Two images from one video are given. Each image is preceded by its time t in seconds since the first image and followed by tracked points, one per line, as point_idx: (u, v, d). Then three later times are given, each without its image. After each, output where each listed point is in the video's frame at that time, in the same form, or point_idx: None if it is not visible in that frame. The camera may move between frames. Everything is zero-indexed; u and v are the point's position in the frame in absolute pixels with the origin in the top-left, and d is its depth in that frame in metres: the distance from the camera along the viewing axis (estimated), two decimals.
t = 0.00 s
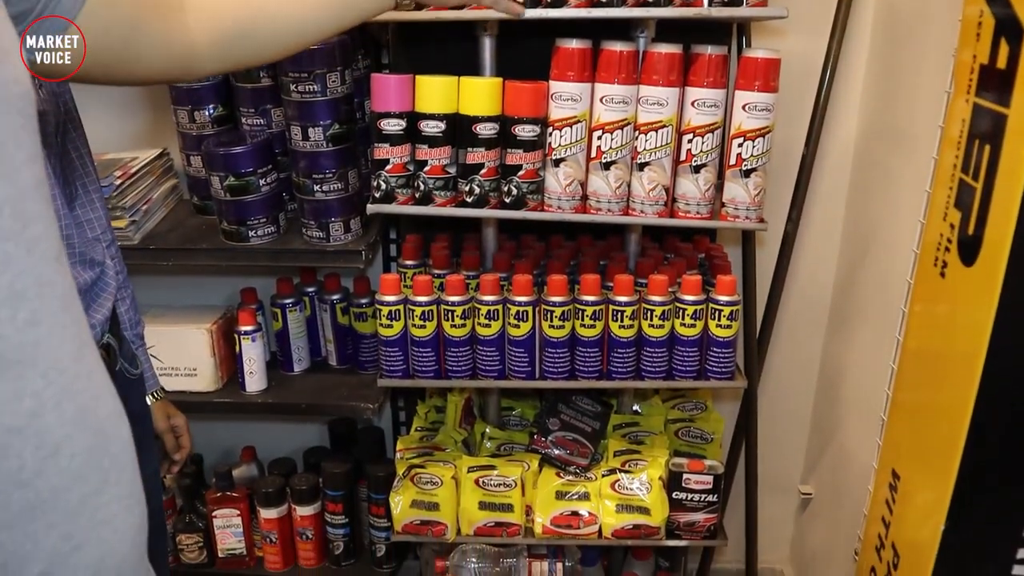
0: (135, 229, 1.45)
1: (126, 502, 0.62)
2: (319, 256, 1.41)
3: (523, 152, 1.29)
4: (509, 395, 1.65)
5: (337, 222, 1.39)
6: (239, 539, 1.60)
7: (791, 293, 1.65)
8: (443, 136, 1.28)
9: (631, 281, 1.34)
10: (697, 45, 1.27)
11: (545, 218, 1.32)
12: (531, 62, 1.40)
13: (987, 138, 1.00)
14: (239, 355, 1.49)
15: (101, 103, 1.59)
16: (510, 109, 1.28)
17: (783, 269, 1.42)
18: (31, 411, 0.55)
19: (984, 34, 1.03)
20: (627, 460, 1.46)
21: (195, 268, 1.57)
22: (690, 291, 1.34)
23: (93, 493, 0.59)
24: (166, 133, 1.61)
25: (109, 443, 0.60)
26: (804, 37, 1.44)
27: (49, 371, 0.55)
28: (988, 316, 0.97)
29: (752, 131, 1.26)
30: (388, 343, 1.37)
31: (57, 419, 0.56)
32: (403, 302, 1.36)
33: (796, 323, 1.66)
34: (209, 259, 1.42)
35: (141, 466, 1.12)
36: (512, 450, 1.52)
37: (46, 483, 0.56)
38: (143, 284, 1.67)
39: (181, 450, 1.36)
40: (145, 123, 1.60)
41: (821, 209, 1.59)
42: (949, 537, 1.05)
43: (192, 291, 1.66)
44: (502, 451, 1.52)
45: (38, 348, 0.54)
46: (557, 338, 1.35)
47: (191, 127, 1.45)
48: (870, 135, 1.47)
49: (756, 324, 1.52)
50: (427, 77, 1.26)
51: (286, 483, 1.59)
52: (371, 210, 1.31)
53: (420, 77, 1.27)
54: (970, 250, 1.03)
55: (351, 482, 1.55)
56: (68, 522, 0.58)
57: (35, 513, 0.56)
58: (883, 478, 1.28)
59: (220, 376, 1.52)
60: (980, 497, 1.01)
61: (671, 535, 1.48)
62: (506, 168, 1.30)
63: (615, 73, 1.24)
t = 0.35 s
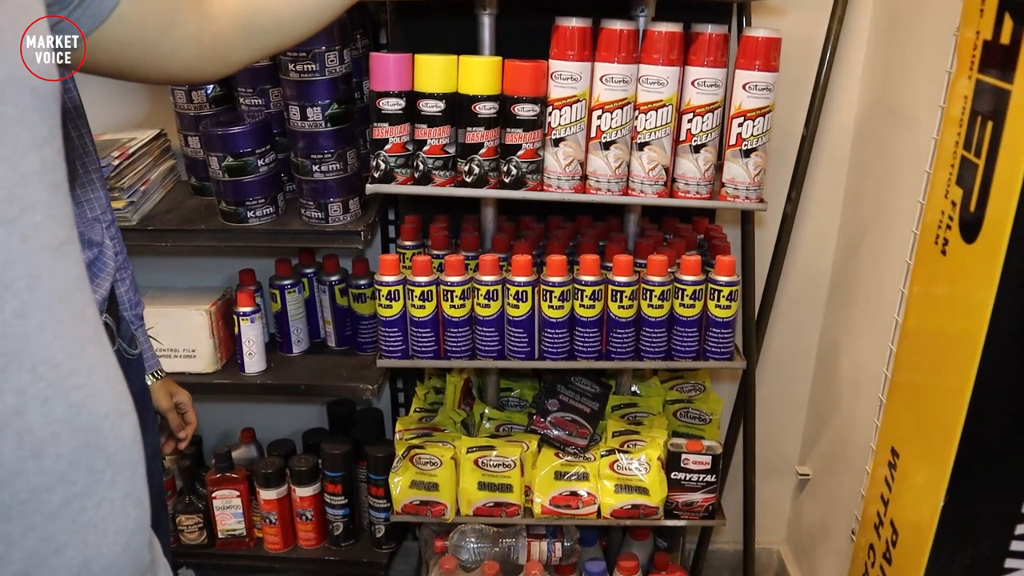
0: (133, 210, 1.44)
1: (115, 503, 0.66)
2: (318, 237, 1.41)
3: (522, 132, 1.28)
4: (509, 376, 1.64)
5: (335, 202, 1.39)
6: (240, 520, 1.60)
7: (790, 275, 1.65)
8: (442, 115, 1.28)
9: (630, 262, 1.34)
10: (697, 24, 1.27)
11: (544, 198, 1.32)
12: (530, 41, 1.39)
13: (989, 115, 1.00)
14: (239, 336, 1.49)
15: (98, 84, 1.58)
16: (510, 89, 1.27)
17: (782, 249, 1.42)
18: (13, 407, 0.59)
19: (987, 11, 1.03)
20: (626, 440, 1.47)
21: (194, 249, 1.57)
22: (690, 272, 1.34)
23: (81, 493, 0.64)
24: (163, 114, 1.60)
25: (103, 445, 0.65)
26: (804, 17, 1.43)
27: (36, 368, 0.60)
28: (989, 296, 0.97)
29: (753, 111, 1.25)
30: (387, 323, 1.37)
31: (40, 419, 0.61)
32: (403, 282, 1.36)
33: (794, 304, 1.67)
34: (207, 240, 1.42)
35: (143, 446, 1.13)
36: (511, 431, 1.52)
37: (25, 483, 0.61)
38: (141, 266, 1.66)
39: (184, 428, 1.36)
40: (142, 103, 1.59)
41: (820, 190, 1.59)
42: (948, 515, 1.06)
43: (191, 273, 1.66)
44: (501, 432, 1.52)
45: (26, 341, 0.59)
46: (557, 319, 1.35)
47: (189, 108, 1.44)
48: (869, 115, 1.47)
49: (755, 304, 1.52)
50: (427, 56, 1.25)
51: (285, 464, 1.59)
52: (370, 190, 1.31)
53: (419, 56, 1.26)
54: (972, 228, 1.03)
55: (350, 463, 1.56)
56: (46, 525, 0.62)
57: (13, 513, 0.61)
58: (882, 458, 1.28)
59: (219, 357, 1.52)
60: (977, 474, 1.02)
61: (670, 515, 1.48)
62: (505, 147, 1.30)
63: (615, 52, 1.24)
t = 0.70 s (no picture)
0: (133, 203, 1.44)
1: (127, 503, 0.75)
2: (319, 230, 1.42)
3: (523, 124, 1.28)
4: (508, 368, 1.66)
5: (336, 195, 1.39)
6: (240, 512, 1.60)
7: (788, 267, 1.66)
8: (443, 108, 1.28)
9: (630, 254, 1.34)
10: (697, 16, 1.27)
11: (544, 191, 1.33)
12: (530, 32, 1.39)
13: (989, 109, 1.01)
14: (239, 329, 1.49)
15: (97, 75, 1.58)
16: (510, 81, 1.27)
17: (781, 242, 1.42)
18: (32, 408, 0.68)
19: (988, 5, 1.03)
20: (625, 432, 1.48)
21: (194, 242, 1.57)
22: (689, 264, 1.34)
23: (92, 494, 0.73)
24: (163, 106, 1.60)
25: (118, 448, 0.73)
26: (804, 9, 1.44)
27: (57, 369, 0.68)
28: (988, 288, 0.98)
29: (752, 104, 1.26)
30: (388, 316, 1.38)
31: (58, 420, 0.69)
32: (403, 275, 1.36)
33: (793, 296, 1.68)
34: (208, 233, 1.42)
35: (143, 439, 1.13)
36: (510, 423, 1.52)
37: (41, 482, 0.70)
38: (140, 258, 1.66)
39: (178, 425, 1.35)
40: (142, 95, 1.59)
41: (819, 183, 1.59)
42: (944, 506, 1.07)
43: (190, 265, 1.66)
44: (501, 424, 1.52)
45: (44, 345, 0.67)
46: (557, 311, 1.36)
47: (189, 100, 1.44)
48: (868, 108, 1.48)
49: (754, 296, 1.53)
50: (428, 48, 1.26)
51: (285, 456, 1.59)
52: (371, 183, 1.31)
53: (420, 49, 1.26)
54: (971, 220, 1.03)
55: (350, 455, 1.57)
56: (61, 523, 0.72)
57: (27, 511, 0.70)
58: (880, 448, 1.29)
59: (219, 350, 1.52)
60: (974, 464, 1.03)
61: (668, 507, 1.49)
62: (506, 140, 1.30)
63: (616, 45, 1.24)
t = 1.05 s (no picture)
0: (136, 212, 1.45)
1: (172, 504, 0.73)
2: (321, 239, 1.43)
3: (525, 135, 1.30)
4: (508, 375, 1.66)
5: (339, 204, 1.41)
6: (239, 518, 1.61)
7: (783, 274, 1.68)
8: (446, 118, 1.30)
9: (629, 263, 1.36)
10: (696, 29, 1.30)
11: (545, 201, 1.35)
12: (530, 43, 1.41)
13: (981, 123, 1.04)
14: (241, 336, 1.50)
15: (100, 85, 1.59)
16: (512, 92, 1.29)
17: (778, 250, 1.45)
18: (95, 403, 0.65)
19: (981, 22, 1.06)
20: (624, 438, 1.50)
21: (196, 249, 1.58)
22: (687, 272, 1.37)
23: (141, 492, 0.69)
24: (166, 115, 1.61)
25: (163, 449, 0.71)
26: (800, 21, 1.46)
27: (119, 367, 0.66)
28: (982, 296, 1.00)
29: (750, 115, 1.28)
30: (390, 323, 1.39)
31: (110, 420, 0.66)
32: (406, 283, 1.38)
33: (788, 303, 1.70)
34: (211, 242, 1.43)
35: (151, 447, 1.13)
36: (511, 429, 1.54)
37: (94, 481, 0.66)
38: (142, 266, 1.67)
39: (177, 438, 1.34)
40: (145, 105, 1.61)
41: (814, 192, 1.62)
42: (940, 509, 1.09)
43: (192, 274, 1.67)
44: (501, 431, 1.54)
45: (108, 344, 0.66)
46: (557, 319, 1.37)
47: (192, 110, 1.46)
48: (862, 118, 1.51)
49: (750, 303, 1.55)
50: (431, 60, 1.27)
51: (286, 463, 1.61)
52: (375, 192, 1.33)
53: (424, 60, 1.28)
54: (965, 230, 1.06)
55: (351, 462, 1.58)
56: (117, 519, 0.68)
57: (82, 507, 0.66)
58: (877, 452, 1.32)
59: (221, 358, 1.53)
60: (968, 467, 1.05)
61: (666, 512, 1.51)
62: (508, 151, 1.32)
63: (616, 57, 1.27)
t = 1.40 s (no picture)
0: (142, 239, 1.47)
1: (216, 511, 0.82)
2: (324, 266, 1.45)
3: (526, 166, 1.35)
4: (507, 399, 1.69)
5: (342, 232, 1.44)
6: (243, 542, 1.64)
7: (776, 298, 1.73)
8: (451, 149, 1.34)
9: (628, 289, 1.40)
10: (692, 63, 1.34)
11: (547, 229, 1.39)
12: (531, 74, 1.46)
13: (966, 156, 1.08)
14: (245, 362, 1.52)
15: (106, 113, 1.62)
16: (515, 124, 1.33)
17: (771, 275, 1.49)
18: (155, 417, 0.74)
19: (965, 61, 1.11)
20: (622, 460, 1.53)
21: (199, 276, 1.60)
22: (684, 298, 1.40)
23: (191, 500, 0.79)
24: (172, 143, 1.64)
25: (210, 461, 0.81)
26: (790, 55, 1.52)
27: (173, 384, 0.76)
28: (969, 322, 1.05)
29: (744, 146, 1.33)
30: (395, 348, 1.42)
31: (167, 432, 0.76)
32: (410, 309, 1.41)
33: (781, 326, 1.74)
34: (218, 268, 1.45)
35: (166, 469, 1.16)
36: (511, 453, 1.57)
37: (156, 487, 0.76)
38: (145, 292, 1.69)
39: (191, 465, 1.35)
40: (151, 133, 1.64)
41: (804, 218, 1.67)
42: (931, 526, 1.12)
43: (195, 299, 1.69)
44: (501, 454, 1.57)
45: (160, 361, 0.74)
46: (558, 344, 1.41)
47: (199, 139, 1.49)
48: (850, 148, 1.56)
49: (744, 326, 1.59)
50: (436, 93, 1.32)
51: (288, 487, 1.62)
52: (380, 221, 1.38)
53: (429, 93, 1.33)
54: (952, 257, 1.10)
55: (352, 486, 1.60)
56: (173, 524, 0.78)
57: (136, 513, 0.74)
58: (870, 472, 1.35)
59: (225, 383, 1.55)
60: (958, 485, 1.09)
61: (664, 533, 1.54)
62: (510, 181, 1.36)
63: (615, 91, 1.31)
